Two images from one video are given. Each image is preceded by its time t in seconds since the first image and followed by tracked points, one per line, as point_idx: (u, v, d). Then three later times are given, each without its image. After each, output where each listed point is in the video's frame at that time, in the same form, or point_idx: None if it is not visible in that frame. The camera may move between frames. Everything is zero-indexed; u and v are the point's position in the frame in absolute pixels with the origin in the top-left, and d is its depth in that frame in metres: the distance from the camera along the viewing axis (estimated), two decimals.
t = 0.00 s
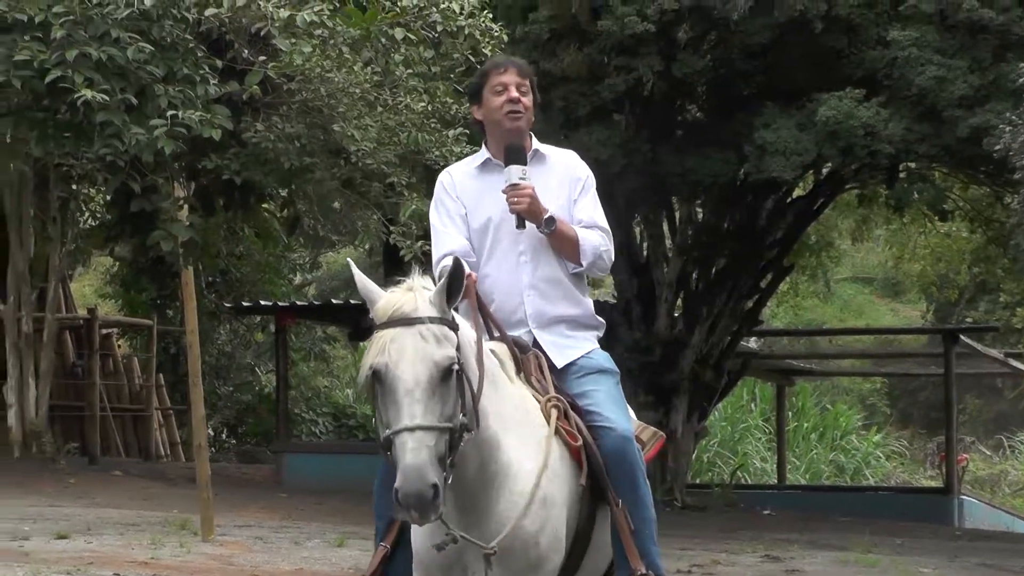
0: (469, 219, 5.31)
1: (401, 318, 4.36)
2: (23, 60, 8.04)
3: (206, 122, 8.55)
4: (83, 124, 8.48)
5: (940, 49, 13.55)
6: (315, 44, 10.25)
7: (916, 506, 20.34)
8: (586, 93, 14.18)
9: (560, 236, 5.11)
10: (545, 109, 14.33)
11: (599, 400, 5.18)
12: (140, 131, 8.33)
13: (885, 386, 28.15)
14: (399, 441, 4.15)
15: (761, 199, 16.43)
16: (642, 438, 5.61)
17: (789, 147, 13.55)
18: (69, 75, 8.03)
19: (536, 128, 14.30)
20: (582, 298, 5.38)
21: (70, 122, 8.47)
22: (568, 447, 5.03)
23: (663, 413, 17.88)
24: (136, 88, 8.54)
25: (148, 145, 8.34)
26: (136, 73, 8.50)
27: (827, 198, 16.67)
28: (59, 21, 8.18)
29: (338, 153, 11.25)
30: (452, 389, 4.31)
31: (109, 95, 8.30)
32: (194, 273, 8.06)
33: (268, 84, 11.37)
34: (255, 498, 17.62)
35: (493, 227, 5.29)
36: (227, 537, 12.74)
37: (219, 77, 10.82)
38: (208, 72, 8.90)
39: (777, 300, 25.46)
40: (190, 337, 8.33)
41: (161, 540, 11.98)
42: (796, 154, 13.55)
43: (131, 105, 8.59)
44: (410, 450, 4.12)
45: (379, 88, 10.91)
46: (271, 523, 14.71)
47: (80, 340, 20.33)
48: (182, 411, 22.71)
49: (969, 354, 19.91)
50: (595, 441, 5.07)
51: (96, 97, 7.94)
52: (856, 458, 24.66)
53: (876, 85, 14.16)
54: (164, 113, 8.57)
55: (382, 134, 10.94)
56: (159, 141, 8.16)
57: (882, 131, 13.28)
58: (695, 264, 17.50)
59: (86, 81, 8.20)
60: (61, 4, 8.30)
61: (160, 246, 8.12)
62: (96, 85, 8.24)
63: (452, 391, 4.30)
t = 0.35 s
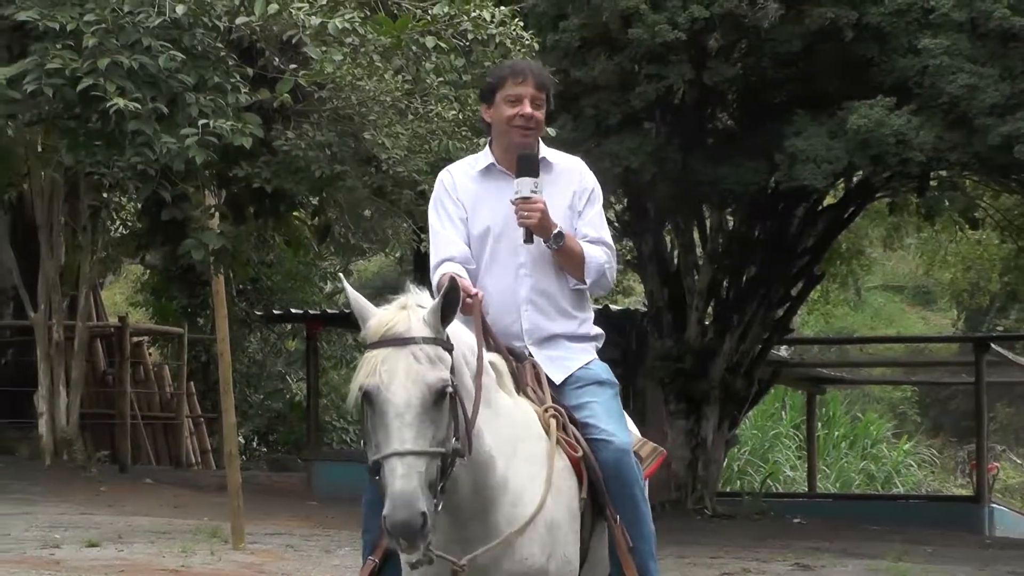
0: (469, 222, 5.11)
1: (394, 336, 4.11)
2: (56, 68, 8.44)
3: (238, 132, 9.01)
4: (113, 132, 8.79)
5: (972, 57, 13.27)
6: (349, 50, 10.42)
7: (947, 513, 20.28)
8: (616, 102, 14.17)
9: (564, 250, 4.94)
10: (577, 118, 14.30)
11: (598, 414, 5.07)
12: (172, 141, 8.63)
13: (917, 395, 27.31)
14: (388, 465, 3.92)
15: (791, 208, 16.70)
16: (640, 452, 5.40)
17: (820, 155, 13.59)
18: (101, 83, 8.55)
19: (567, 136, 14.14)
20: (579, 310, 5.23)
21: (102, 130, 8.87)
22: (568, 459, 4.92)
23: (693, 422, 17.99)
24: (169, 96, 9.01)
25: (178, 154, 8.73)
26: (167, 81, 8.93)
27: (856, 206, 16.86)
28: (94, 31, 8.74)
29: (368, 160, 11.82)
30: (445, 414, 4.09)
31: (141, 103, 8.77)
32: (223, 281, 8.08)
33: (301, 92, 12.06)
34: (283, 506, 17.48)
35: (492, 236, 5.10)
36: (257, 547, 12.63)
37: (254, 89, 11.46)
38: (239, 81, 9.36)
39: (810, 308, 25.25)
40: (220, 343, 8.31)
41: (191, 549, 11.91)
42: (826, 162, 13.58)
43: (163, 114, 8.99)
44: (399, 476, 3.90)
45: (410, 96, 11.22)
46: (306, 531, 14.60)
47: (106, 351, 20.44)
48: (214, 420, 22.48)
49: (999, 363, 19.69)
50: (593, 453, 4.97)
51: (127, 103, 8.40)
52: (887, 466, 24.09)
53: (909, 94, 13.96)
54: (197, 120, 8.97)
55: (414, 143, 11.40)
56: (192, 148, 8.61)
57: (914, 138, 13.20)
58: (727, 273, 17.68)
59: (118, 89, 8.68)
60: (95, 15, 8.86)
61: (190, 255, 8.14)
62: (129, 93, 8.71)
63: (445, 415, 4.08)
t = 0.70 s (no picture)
0: (477, 236, 4.43)
1: (362, 375, 3.57)
2: (94, 85, 7.85)
3: (276, 147, 8.10)
4: (153, 148, 8.07)
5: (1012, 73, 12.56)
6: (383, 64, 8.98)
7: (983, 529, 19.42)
8: (656, 116, 13.28)
9: (578, 267, 4.27)
10: (614, 134, 13.43)
11: (604, 440, 4.32)
12: (210, 156, 7.85)
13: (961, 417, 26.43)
14: (356, 513, 3.44)
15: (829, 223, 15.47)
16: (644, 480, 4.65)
17: (858, 170, 12.61)
18: (139, 100, 7.81)
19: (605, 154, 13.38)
20: (594, 328, 4.50)
21: (142, 146, 8.08)
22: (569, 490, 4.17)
23: (732, 437, 16.44)
24: (207, 114, 8.10)
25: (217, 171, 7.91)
26: (207, 97, 8.06)
27: (897, 223, 15.39)
28: (133, 47, 7.98)
29: (408, 176, 10.80)
30: (419, 455, 3.56)
31: (180, 120, 7.96)
32: (262, 296, 8.03)
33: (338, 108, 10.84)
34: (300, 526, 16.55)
35: (499, 248, 4.40)
36: None
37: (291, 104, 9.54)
38: (280, 97, 8.36)
39: (844, 327, 24.36)
40: (260, 361, 8.04)
41: None
42: (865, 178, 12.60)
43: (201, 131, 8.12)
44: (367, 526, 3.41)
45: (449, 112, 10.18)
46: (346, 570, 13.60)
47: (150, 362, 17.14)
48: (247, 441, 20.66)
49: None
50: (595, 483, 4.25)
51: (167, 122, 7.69)
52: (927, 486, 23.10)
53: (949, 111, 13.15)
54: (235, 139, 8.07)
55: (453, 159, 10.26)
56: (230, 166, 7.78)
57: (953, 154, 12.38)
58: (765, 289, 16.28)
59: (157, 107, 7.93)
60: (135, 32, 8.11)
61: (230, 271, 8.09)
62: (166, 110, 7.92)
63: (419, 455, 3.55)
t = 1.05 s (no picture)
0: (489, 242, 4.07)
1: (367, 361, 3.36)
2: (138, 96, 7.74)
3: (321, 158, 8.09)
4: (197, 160, 7.88)
5: None
6: (428, 77, 8.07)
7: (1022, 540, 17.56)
8: (701, 128, 12.65)
9: (594, 270, 3.91)
10: (659, 146, 12.80)
11: (628, 452, 3.95)
12: (254, 167, 7.80)
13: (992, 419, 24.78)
14: (359, 501, 3.19)
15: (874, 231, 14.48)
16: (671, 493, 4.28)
17: (903, 180, 11.91)
18: (183, 111, 7.66)
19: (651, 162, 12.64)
20: (618, 336, 4.14)
21: (186, 157, 7.93)
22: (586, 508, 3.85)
23: (777, 447, 15.49)
24: (252, 124, 7.99)
25: (262, 181, 7.89)
26: (251, 108, 7.95)
27: (943, 232, 14.42)
28: (175, 58, 7.88)
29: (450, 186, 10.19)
30: (426, 444, 3.33)
31: (224, 130, 7.78)
32: (307, 305, 8.05)
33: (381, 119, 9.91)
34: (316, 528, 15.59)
35: (514, 253, 4.04)
36: None
37: (334, 114, 9.27)
38: (324, 107, 8.32)
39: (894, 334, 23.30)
40: (305, 370, 8.04)
41: None
42: (910, 187, 11.91)
43: (245, 142, 8.01)
44: (370, 514, 3.16)
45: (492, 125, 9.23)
46: None
47: (196, 373, 16.90)
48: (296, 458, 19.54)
49: None
50: (618, 498, 3.89)
51: (212, 132, 7.49)
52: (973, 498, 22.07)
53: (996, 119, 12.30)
54: (279, 149, 7.99)
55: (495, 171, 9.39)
56: (276, 177, 7.77)
57: (998, 164, 11.62)
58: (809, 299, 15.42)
59: (200, 118, 7.73)
60: (179, 42, 8.02)
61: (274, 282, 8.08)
62: (210, 121, 7.73)
63: (426, 444, 3.32)
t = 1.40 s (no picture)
0: (491, 251, 3.71)
1: (387, 386, 3.08)
2: (178, 108, 7.73)
3: (360, 170, 8.03)
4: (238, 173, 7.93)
5: None
6: (468, 89, 8.09)
7: None
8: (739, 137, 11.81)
9: (598, 279, 3.55)
10: (696, 156, 12.02)
11: (642, 464, 3.60)
12: (292, 179, 7.72)
13: None
14: (390, 538, 2.92)
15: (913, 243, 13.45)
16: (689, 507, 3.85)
17: (941, 192, 11.01)
18: (222, 123, 7.65)
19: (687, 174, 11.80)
20: (626, 349, 3.75)
21: (225, 170, 7.94)
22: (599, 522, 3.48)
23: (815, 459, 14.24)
24: (290, 136, 7.94)
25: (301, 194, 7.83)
26: (289, 119, 7.90)
27: (981, 245, 13.28)
28: (214, 70, 7.86)
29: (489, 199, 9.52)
30: (455, 473, 3.04)
31: (262, 142, 7.75)
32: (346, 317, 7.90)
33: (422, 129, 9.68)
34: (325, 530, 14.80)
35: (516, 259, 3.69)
36: None
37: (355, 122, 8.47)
38: (363, 119, 8.25)
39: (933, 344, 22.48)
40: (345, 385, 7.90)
41: None
42: (949, 199, 10.98)
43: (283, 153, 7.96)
44: (402, 553, 2.89)
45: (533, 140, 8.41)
46: None
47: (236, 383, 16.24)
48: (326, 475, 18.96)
49: None
50: (632, 512, 3.55)
51: (250, 144, 7.48)
52: None
53: None
54: (317, 161, 7.92)
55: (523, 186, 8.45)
56: (314, 190, 7.71)
57: None
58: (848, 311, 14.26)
59: (238, 130, 7.71)
60: (217, 54, 7.96)
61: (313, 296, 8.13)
62: (249, 133, 7.70)
63: (455, 474, 3.04)
